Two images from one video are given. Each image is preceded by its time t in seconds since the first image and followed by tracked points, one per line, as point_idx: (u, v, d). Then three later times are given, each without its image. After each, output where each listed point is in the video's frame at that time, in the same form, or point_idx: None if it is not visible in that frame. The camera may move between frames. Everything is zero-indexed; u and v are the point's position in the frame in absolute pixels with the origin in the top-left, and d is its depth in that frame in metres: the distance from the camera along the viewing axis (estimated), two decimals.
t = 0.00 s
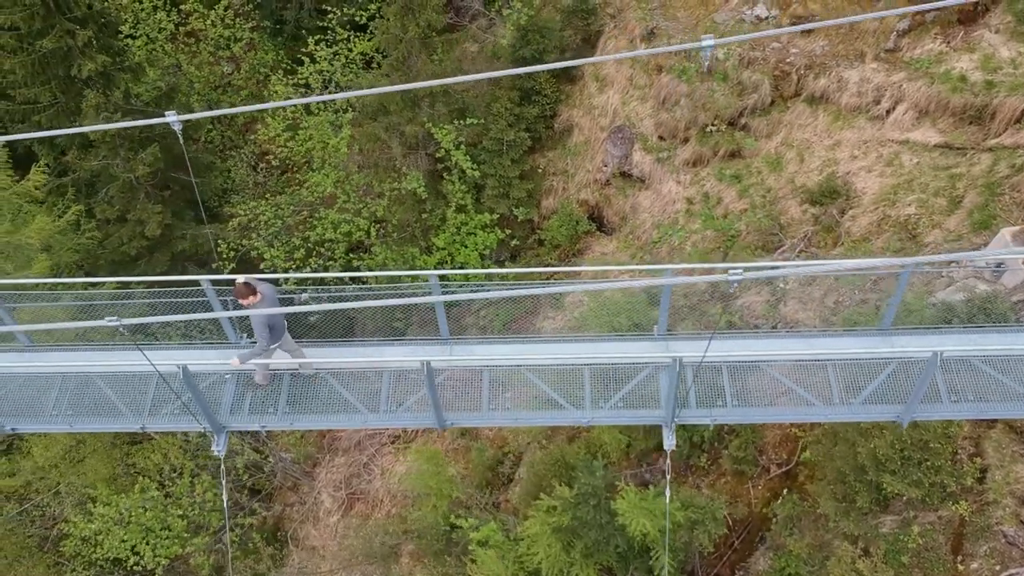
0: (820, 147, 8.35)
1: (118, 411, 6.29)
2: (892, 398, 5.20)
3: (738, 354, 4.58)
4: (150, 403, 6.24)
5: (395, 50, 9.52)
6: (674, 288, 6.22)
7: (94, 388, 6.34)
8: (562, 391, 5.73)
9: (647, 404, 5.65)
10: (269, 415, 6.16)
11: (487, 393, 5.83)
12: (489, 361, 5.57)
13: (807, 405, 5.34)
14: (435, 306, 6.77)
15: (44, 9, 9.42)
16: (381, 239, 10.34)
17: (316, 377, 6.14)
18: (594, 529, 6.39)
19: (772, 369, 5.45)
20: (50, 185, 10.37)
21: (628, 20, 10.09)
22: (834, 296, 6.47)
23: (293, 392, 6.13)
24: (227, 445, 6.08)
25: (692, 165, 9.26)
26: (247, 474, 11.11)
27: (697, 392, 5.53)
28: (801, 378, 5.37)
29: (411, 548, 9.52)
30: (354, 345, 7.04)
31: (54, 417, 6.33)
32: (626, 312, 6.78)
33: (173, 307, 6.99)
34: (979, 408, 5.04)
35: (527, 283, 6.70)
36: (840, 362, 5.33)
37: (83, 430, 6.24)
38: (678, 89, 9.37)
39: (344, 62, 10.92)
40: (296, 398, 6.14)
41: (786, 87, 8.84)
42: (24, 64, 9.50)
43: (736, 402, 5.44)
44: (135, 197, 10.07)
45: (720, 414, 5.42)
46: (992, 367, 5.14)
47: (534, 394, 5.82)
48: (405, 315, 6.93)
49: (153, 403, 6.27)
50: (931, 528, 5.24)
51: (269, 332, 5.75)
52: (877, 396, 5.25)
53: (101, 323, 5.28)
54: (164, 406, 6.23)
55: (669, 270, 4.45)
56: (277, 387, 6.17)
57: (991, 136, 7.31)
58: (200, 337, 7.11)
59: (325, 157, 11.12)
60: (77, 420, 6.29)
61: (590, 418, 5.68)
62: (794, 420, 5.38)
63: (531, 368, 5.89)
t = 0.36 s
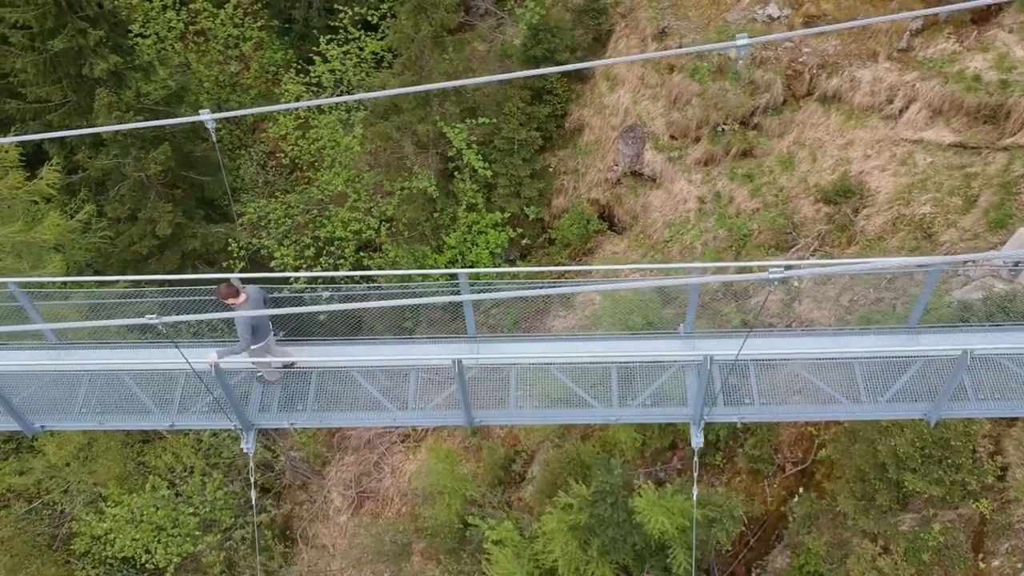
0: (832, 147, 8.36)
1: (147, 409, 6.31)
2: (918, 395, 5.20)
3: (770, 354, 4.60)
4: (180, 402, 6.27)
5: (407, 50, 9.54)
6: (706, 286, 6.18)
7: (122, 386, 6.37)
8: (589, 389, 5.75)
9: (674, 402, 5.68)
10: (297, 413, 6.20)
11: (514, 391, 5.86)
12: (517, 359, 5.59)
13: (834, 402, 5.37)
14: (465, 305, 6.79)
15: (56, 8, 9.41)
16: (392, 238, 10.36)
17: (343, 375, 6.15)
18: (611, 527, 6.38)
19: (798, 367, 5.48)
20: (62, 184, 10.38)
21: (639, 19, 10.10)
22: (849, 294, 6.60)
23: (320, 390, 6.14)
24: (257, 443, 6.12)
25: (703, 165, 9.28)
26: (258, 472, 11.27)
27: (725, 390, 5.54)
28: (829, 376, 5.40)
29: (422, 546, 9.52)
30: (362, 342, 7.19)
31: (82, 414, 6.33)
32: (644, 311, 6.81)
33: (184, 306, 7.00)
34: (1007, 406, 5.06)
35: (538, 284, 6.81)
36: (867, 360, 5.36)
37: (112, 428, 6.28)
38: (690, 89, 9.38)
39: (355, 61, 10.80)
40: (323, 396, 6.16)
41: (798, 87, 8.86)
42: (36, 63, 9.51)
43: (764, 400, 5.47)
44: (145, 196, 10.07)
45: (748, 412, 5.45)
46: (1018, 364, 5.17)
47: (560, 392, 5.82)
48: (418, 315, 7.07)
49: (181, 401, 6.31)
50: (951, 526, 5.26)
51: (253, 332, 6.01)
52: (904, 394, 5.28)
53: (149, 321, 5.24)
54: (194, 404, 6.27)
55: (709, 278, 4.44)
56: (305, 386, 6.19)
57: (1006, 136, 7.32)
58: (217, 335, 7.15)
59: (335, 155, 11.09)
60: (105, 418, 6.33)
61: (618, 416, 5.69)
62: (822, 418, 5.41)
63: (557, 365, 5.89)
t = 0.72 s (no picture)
0: (845, 146, 8.37)
1: (174, 405, 6.35)
2: (945, 393, 5.22)
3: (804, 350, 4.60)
4: (207, 398, 6.31)
5: (419, 49, 9.55)
6: (731, 285, 6.27)
7: (150, 383, 6.39)
8: (616, 387, 5.77)
9: (701, 400, 5.68)
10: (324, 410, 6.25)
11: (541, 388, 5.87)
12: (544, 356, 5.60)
13: (861, 399, 5.39)
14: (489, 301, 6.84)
15: (68, 7, 9.40)
16: (402, 237, 10.39)
17: (369, 372, 6.16)
18: (629, 525, 6.40)
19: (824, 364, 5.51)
20: (72, 183, 10.38)
21: (650, 18, 10.11)
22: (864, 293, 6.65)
23: (347, 387, 6.15)
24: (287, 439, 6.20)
25: (715, 164, 9.29)
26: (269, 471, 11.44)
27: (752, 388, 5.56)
28: (855, 373, 5.42)
29: (433, 545, 9.52)
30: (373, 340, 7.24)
31: (109, 410, 6.37)
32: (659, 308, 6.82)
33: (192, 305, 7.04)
34: None
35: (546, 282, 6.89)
36: (894, 357, 5.38)
37: (138, 425, 6.28)
38: (702, 88, 9.39)
39: (366, 60, 10.86)
40: (350, 394, 6.19)
41: (810, 86, 8.87)
42: (48, 62, 9.52)
43: (791, 397, 5.48)
44: (155, 195, 10.07)
45: (775, 410, 5.46)
46: None
47: (587, 389, 5.84)
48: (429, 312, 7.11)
49: (208, 397, 6.34)
50: (972, 524, 5.31)
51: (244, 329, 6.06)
52: (932, 391, 5.28)
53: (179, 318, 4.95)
54: (221, 400, 6.30)
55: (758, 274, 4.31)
56: (331, 383, 6.21)
57: (1021, 134, 7.33)
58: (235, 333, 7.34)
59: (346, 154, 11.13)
60: (132, 415, 6.34)
61: (645, 414, 5.72)
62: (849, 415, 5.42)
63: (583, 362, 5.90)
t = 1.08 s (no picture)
0: (860, 144, 8.37)
1: (206, 402, 6.34)
2: (980, 389, 5.33)
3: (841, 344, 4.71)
4: (239, 394, 6.30)
5: (432, 48, 9.56)
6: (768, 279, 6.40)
7: (184, 380, 6.42)
8: (652, 383, 5.87)
9: (736, 396, 5.78)
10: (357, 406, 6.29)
11: (576, 385, 5.96)
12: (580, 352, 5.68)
13: (894, 394, 5.47)
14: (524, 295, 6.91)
15: (81, 5, 9.40)
16: (415, 235, 10.41)
17: (401, 367, 6.23)
18: (649, 523, 6.40)
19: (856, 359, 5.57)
20: (84, 181, 10.36)
21: (663, 17, 10.11)
22: (884, 291, 6.57)
23: (380, 382, 6.23)
24: (319, 434, 6.23)
25: (728, 162, 9.28)
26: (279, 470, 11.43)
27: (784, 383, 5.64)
28: (888, 369, 5.52)
29: (446, 544, 9.52)
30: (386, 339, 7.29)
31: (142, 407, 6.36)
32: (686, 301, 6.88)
33: (205, 302, 7.12)
34: None
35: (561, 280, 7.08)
36: (927, 353, 5.48)
37: (170, 421, 6.29)
38: (716, 86, 9.40)
39: (379, 59, 10.89)
40: (383, 390, 6.26)
41: (825, 84, 8.88)
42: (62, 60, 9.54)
43: (825, 392, 5.58)
44: (168, 194, 10.06)
45: (810, 405, 5.56)
46: None
47: (619, 384, 5.89)
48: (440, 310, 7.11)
49: (240, 393, 6.33)
50: (998, 521, 5.25)
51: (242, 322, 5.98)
52: (964, 387, 5.38)
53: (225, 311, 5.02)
54: (254, 397, 6.29)
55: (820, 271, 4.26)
56: (364, 379, 6.29)
57: None
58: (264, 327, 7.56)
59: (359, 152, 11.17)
60: (165, 411, 6.36)
61: (678, 409, 5.77)
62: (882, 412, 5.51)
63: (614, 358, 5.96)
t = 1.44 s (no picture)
0: (877, 140, 8.36)
1: (240, 395, 6.36)
2: (1017, 382, 5.34)
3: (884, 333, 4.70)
4: (273, 387, 6.32)
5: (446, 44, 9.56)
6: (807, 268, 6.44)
7: (216, 372, 6.42)
8: (687, 377, 5.86)
9: (772, 390, 5.77)
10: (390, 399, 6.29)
11: (610, 378, 5.95)
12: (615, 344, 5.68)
13: (930, 386, 5.49)
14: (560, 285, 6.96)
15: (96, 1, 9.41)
16: (428, 232, 10.40)
17: (433, 360, 6.27)
18: (672, 518, 6.40)
19: (891, 352, 5.59)
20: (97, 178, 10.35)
21: (677, 14, 10.10)
22: (904, 287, 6.68)
23: (413, 375, 6.26)
24: (353, 427, 6.22)
25: (744, 159, 9.27)
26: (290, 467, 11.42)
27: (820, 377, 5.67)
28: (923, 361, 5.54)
29: (460, 541, 9.50)
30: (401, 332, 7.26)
31: (176, 400, 6.37)
32: (705, 297, 6.96)
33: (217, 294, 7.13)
34: None
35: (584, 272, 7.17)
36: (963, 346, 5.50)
37: (204, 414, 6.30)
38: (731, 83, 9.39)
39: (392, 55, 10.90)
40: (416, 383, 6.26)
41: (842, 81, 8.86)
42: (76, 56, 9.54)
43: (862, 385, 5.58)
44: (181, 191, 10.04)
45: (847, 398, 5.55)
46: None
47: (653, 377, 5.92)
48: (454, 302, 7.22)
49: (275, 386, 6.35)
50: None
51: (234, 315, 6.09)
52: (1001, 380, 5.39)
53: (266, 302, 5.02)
54: (288, 389, 6.30)
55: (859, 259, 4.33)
56: (397, 372, 6.30)
57: None
58: (287, 320, 7.59)
59: (372, 149, 11.18)
60: (199, 404, 6.37)
61: (713, 402, 5.77)
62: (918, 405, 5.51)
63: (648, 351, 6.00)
